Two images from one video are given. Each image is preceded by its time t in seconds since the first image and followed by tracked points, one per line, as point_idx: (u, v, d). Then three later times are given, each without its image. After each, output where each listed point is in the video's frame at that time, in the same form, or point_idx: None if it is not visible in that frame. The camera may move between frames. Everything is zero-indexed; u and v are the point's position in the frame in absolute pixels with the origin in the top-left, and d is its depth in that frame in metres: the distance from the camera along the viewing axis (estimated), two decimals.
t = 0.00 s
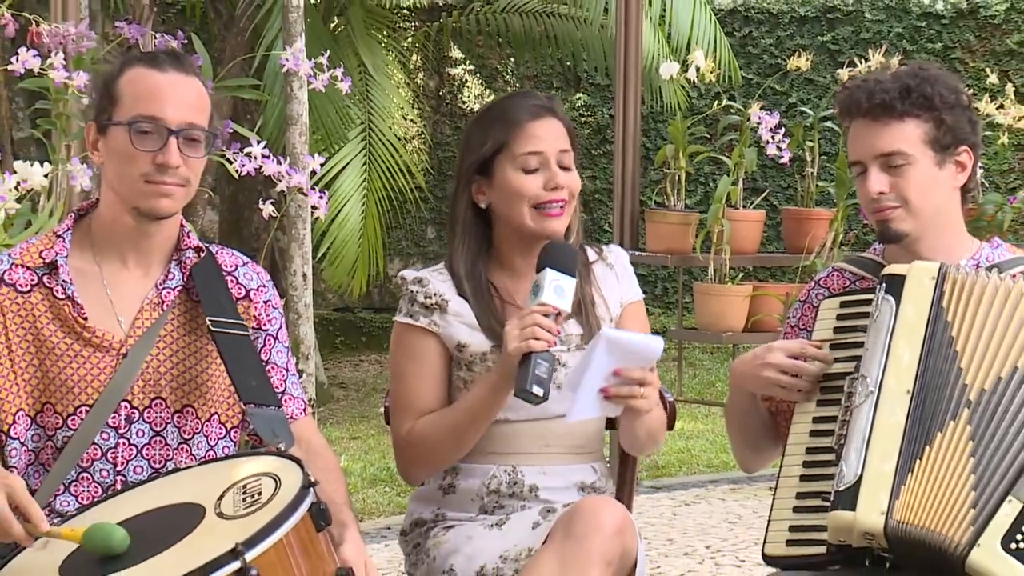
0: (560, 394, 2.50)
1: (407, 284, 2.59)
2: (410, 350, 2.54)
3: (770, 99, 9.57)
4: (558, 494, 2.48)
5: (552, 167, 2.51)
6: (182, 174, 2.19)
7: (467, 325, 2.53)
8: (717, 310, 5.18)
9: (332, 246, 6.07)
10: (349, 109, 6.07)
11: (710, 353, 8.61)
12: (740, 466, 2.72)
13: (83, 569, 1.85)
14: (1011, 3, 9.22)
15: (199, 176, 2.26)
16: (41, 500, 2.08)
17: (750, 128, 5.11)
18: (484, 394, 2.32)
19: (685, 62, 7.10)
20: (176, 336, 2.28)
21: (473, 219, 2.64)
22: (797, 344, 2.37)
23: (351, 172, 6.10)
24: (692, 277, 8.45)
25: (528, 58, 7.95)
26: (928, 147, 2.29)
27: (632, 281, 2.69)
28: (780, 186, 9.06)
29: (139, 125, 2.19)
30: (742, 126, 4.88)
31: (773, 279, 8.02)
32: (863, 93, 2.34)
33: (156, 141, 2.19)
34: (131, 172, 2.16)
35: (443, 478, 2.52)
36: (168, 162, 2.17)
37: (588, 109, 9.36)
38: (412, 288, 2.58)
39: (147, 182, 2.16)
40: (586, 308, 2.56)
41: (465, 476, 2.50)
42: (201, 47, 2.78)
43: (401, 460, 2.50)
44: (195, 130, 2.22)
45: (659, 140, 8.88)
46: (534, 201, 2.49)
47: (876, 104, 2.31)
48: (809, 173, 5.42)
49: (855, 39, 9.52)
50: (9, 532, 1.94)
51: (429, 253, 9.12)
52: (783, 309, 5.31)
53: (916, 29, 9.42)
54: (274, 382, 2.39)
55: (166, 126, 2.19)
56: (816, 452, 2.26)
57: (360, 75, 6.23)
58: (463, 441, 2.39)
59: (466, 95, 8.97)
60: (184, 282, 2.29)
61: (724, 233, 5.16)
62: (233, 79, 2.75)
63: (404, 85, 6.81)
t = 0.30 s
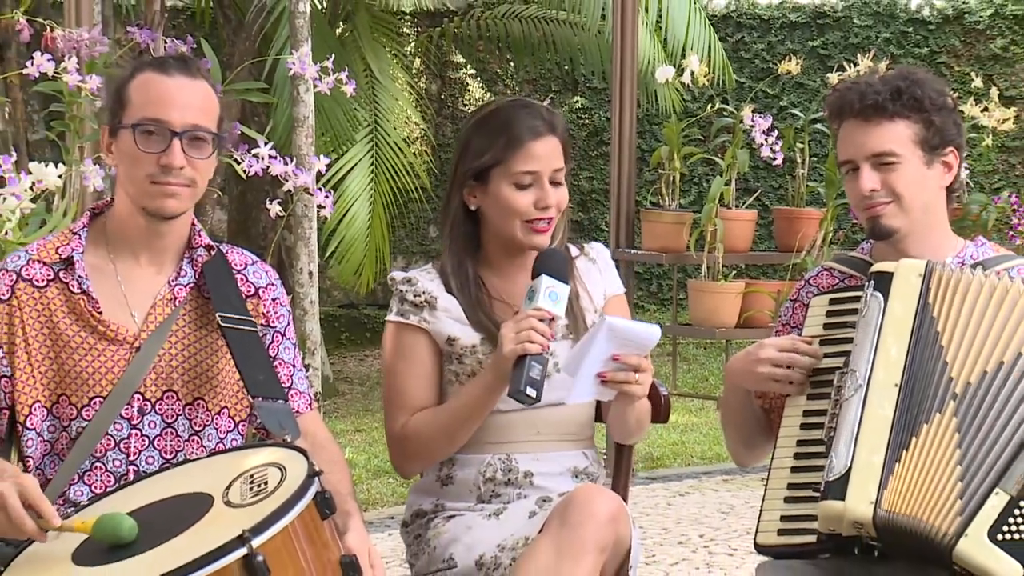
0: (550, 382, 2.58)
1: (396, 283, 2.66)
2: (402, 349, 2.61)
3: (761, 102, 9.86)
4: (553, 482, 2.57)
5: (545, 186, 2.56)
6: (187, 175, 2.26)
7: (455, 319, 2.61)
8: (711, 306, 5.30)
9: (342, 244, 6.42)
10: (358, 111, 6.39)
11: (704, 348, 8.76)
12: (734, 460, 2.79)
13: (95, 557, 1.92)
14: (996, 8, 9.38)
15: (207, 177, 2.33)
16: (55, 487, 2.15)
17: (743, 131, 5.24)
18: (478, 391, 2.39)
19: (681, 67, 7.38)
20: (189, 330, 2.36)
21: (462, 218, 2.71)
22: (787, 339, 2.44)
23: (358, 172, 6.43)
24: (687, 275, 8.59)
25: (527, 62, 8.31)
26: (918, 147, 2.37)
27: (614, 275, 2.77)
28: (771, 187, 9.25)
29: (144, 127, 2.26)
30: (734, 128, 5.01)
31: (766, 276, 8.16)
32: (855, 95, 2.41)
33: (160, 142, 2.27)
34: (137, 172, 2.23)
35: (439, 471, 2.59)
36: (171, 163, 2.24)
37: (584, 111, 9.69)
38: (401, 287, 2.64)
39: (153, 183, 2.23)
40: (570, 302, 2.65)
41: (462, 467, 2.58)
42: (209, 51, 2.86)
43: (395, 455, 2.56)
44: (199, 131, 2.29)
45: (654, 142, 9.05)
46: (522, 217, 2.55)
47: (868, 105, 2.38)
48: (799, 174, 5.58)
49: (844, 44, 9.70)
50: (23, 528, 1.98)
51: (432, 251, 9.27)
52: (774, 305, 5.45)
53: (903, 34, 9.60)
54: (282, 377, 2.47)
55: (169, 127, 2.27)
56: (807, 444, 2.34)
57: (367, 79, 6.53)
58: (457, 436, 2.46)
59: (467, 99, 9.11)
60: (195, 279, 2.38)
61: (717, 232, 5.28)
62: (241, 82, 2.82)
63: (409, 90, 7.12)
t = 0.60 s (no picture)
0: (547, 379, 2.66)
1: (398, 283, 2.73)
2: (404, 346, 2.68)
3: (752, 106, 10.11)
4: (551, 473, 2.65)
5: (549, 196, 2.64)
6: (179, 181, 2.32)
7: (456, 319, 2.68)
8: (704, 304, 5.44)
9: (352, 243, 6.68)
10: (365, 115, 6.68)
11: (697, 344, 8.92)
12: (725, 456, 2.86)
13: (109, 545, 1.99)
14: (979, 16, 9.63)
15: (205, 189, 2.39)
16: (71, 479, 2.23)
17: (735, 134, 5.37)
18: (477, 394, 2.48)
19: (676, 72, 7.63)
20: (200, 330, 2.45)
21: (459, 219, 2.76)
22: (776, 335, 2.52)
23: (367, 174, 6.70)
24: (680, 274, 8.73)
25: (526, 66, 8.49)
26: (909, 146, 2.46)
27: (609, 275, 2.86)
28: (763, 188, 9.42)
29: (142, 135, 2.35)
30: (727, 131, 5.14)
31: (757, 274, 8.30)
32: (848, 96, 2.49)
33: (155, 149, 2.34)
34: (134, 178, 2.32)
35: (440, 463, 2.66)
36: (162, 169, 2.31)
37: (581, 115, 9.87)
38: (403, 288, 2.72)
39: (147, 189, 2.31)
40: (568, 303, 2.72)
41: (462, 459, 2.65)
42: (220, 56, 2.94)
43: (398, 451, 2.65)
44: (194, 140, 2.35)
45: (649, 144, 9.19)
46: (529, 226, 2.62)
47: (862, 104, 2.47)
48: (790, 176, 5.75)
49: (832, 50, 10.04)
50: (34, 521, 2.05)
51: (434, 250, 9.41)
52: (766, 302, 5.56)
53: (889, 41, 9.92)
54: (289, 373, 2.55)
55: (163, 135, 2.34)
56: (797, 436, 2.41)
57: (374, 84, 6.85)
58: (457, 435, 2.54)
59: (467, 104, 9.25)
60: (207, 278, 2.47)
61: (710, 232, 5.44)
62: (250, 87, 2.90)
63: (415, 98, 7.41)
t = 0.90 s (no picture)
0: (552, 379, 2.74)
1: (414, 282, 2.78)
2: (419, 343, 2.73)
3: (744, 110, 10.50)
4: (553, 467, 2.73)
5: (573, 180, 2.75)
6: (165, 173, 2.41)
7: (470, 321, 2.72)
8: (697, 302, 5.57)
9: (361, 241, 7.04)
10: (371, 117, 6.99)
11: (691, 340, 9.05)
12: (713, 447, 2.93)
13: (120, 535, 2.07)
14: (962, 23, 9.95)
15: (195, 178, 2.45)
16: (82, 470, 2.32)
17: (727, 136, 5.49)
18: (495, 390, 2.56)
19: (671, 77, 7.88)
20: (206, 325, 2.53)
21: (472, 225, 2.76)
22: (768, 332, 2.59)
23: (374, 174, 7.03)
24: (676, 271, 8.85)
25: (526, 73, 8.66)
26: (896, 146, 2.54)
27: (614, 274, 2.92)
28: (755, 189, 9.58)
29: (134, 130, 2.44)
30: (720, 133, 5.27)
31: (749, 272, 8.43)
32: (835, 99, 2.58)
33: (144, 143, 2.43)
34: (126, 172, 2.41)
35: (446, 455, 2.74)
36: (149, 162, 2.39)
37: (579, 119, 10.04)
38: (419, 287, 2.76)
39: (137, 182, 2.40)
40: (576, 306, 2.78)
41: (469, 452, 2.72)
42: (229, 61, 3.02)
43: (411, 443, 2.71)
44: (182, 134, 2.44)
45: (646, 147, 9.33)
46: (567, 209, 2.71)
47: (850, 106, 2.55)
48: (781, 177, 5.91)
49: (821, 55, 10.33)
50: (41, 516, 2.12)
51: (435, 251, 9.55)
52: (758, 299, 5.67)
53: (876, 47, 10.24)
54: (294, 366, 2.63)
55: (151, 130, 2.43)
56: (787, 430, 2.48)
57: (379, 87, 7.13)
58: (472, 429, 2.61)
59: (469, 108, 9.39)
60: (212, 274, 2.55)
61: (703, 231, 5.56)
62: (259, 91, 2.98)
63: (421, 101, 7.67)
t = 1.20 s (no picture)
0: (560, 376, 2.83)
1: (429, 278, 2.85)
2: (434, 336, 2.79)
3: (737, 111, 10.55)
4: (552, 457, 2.82)
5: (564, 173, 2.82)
6: (166, 172, 2.50)
7: (487, 318, 2.81)
8: (692, 298, 5.68)
9: (369, 238, 7.25)
10: (377, 119, 7.18)
11: (685, 335, 9.16)
12: (703, 438, 3.01)
13: (134, 523, 2.15)
14: (947, 27, 10.07)
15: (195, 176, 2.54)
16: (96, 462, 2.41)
17: (719, 138, 5.59)
18: (512, 378, 2.63)
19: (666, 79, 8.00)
20: (213, 318, 2.61)
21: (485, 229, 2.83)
22: (760, 327, 2.68)
23: (381, 173, 7.22)
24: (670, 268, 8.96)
25: (527, 76, 8.76)
26: (881, 147, 2.62)
27: (617, 269, 2.99)
28: (746, 188, 9.68)
29: (136, 132, 2.53)
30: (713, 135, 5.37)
31: (741, 269, 8.53)
32: (823, 102, 2.67)
33: (144, 143, 2.52)
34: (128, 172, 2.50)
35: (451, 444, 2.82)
36: (151, 162, 2.49)
37: (577, 121, 10.16)
38: (435, 283, 2.82)
39: (138, 181, 2.49)
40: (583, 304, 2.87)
41: (474, 442, 2.79)
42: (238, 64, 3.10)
43: (428, 433, 2.77)
44: (182, 134, 2.53)
45: (641, 148, 9.43)
46: (562, 205, 2.78)
47: (836, 108, 2.64)
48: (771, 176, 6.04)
49: (811, 59, 10.41)
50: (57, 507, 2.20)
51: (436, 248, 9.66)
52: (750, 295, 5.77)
53: (863, 51, 10.30)
54: (299, 357, 2.72)
55: (151, 130, 2.52)
56: (777, 422, 2.57)
57: (385, 88, 7.31)
58: (489, 416, 2.68)
59: (471, 109, 9.49)
60: (218, 270, 2.64)
61: (696, 229, 5.71)
62: (267, 93, 3.06)
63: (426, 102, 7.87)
